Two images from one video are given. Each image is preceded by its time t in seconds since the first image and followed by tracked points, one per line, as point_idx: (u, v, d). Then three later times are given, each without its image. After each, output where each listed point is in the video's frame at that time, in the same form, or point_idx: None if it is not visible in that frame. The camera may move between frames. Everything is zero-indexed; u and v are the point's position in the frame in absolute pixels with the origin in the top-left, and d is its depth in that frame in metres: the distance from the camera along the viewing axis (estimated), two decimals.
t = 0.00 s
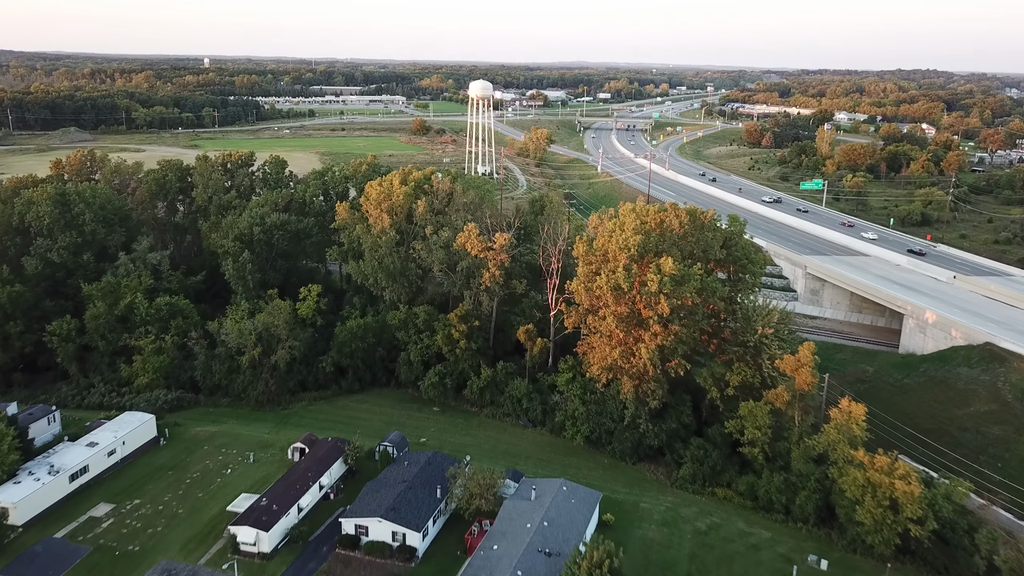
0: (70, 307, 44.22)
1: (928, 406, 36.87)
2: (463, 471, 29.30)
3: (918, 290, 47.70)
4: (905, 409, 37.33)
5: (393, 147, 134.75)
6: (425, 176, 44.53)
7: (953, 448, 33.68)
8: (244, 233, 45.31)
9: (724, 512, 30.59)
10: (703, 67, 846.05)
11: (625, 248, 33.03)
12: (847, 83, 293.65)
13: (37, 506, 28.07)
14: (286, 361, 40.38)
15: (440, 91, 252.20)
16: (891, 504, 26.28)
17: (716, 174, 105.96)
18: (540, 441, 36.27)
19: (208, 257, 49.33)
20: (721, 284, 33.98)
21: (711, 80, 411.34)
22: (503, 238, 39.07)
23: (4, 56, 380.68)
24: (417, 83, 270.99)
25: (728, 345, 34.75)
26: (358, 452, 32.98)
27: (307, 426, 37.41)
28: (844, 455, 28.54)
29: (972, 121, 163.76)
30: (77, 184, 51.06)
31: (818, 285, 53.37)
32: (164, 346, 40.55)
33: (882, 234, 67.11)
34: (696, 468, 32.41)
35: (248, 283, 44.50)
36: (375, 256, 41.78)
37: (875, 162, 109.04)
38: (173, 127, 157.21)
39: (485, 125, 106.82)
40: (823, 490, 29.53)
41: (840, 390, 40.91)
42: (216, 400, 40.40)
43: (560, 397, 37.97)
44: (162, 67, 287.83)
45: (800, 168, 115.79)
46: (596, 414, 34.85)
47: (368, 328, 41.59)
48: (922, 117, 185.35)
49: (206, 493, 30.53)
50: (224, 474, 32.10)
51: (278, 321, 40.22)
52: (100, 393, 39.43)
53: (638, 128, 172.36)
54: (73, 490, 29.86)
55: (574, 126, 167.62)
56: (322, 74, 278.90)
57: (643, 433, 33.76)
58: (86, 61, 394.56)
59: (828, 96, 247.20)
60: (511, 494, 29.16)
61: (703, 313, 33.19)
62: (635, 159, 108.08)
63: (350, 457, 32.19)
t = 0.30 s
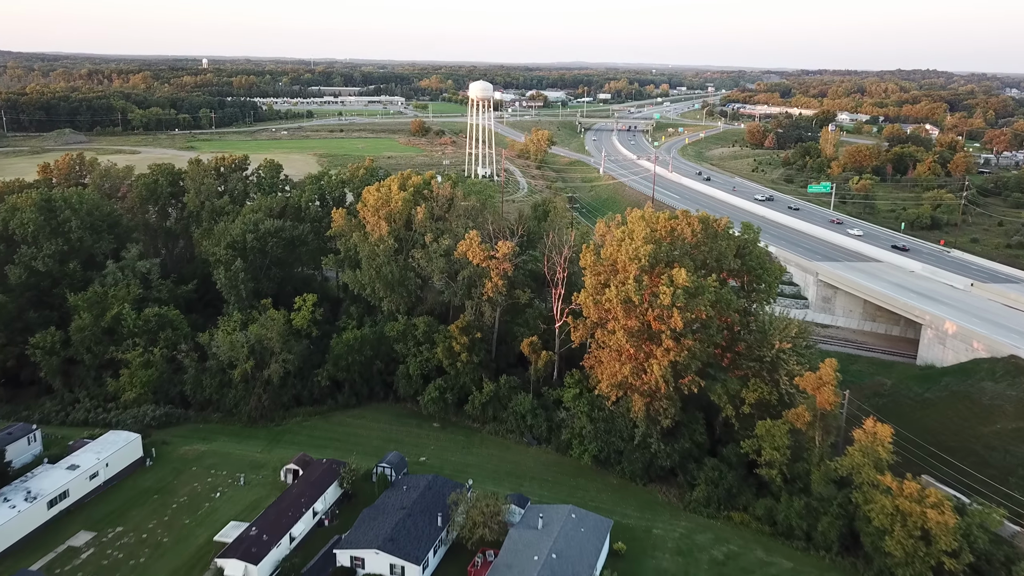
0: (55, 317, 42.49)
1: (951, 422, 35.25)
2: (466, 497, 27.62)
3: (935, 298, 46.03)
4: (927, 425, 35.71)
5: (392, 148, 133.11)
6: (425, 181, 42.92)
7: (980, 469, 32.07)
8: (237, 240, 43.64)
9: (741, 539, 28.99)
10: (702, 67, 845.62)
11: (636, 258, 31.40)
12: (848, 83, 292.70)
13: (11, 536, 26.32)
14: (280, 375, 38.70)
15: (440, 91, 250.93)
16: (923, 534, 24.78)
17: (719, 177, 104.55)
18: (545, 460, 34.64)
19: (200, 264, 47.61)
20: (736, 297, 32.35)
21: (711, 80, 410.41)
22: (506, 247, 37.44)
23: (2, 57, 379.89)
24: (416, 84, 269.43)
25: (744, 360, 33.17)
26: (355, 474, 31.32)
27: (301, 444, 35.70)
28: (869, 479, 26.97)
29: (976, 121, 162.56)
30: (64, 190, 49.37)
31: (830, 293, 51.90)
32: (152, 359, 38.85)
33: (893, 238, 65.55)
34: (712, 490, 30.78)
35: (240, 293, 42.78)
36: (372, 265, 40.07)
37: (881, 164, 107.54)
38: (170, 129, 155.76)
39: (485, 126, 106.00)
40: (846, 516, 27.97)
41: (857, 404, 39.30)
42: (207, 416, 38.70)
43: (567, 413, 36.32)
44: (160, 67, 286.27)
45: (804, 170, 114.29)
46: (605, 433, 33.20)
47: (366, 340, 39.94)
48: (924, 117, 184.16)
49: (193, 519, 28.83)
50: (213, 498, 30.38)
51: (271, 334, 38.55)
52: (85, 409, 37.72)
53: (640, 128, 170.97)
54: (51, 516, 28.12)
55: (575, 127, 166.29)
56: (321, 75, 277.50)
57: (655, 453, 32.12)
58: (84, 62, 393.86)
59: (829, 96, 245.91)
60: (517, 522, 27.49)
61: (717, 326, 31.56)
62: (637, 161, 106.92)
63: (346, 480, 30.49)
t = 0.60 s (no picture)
0: (39, 329, 40.80)
1: (977, 440, 33.57)
2: (468, 526, 25.96)
3: (953, 307, 44.38)
4: (952, 444, 34.04)
5: (391, 150, 131.52)
6: (424, 186, 41.26)
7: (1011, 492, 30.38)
8: (229, 248, 41.97)
9: (761, 569, 27.33)
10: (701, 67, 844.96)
11: (647, 270, 29.77)
12: (849, 83, 291.68)
13: None
14: (273, 391, 37.01)
15: (439, 91, 249.52)
16: (959, 569, 23.11)
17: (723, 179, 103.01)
18: (552, 481, 32.98)
19: (191, 273, 45.92)
20: (753, 310, 30.71)
21: (711, 80, 409.22)
22: (509, 256, 35.78)
23: (2, 57, 383.62)
24: (415, 85, 267.77)
25: (760, 376, 31.55)
26: (351, 499, 29.62)
27: (295, 464, 34.00)
28: (899, 508, 25.29)
29: (979, 121, 161.22)
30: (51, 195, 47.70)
31: (843, 301, 50.19)
32: (139, 374, 37.16)
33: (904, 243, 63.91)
34: (728, 516, 29.09)
35: (232, 303, 41.09)
36: (369, 274, 38.40)
37: (888, 166, 105.90)
38: (167, 130, 154.36)
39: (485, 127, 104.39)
40: (874, 546, 26.29)
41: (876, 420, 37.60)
42: (197, 433, 37.00)
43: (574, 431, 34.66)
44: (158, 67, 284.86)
45: (809, 172, 112.69)
46: (614, 453, 31.55)
47: (363, 353, 38.25)
48: (927, 117, 182.82)
49: (179, 549, 27.14)
50: (200, 524, 28.68)
51: (264, 347, 36.89)
52: (69, 427, 36.02)
53: (641, 130, 169.30)
54: (28, 546, 26.43)
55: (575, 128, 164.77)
56: (320, 75, 276.08)
57: (668, 475, 30.46)
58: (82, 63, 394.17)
59: (831, 96, 244.26)
60: (524, 552, 25.78)
61: (733, 342, 29.91)
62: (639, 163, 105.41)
63: (341, 506, 28.81)
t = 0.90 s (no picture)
0: (22, 341, 39.11)
1: (1006, 461, 31.85)
2: (471, 559, 24.24)
3: (973, 317, 42.70)
4: (979, 464, 32.33)
5: (390, 151, 129.88)
6: (424, 192, 39.60)
7: None
8: (221, 256, 40.29)
9: None
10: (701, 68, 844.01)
11: (661, 283, 28.11)
12: (851, 83, 290.36)
13: None
14: (266, 408, 35.29)
15: (438, 92, 248.02)
16: None
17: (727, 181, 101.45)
18: (558, 504, 31.28)
19: (182, 281, 44.24)
20: (772, 325, 29.03)
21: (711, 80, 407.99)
22: (513, 266, 34.10)
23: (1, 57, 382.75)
24: (415, 85, 266.25)
25: (778, 393, 29.91)
26: (346, 526, 27.86)
27: (288, 486, 32.27)
28: (933, 542, 23.51)
29: (984, 122, 159.76)
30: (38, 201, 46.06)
31: (857, 309, 48.51)
32: (125, 390, 35.48)
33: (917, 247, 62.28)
34: (747, 545, 27.37)
35: (224, 314, 39.37)
36: (366, 284, 36.71)
37: (894, 167, 104.25)
38: (164, 132, 153.05)
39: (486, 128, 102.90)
40: None
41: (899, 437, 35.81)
42: (185, 451, 35.27)
43: (581, 450, 32.99)
44: (157, 68, 284.40)
45: (814, 173, 111.08)
46: (625, 476, 29.88)
47: (360, 367, 36.53)
48: (930, 118, 181.28)
49: None
50: (186, 554, 26.95)
51: (256, 362, 35.22)
52: (51, 445, 34.33)
53: (642, 130, 167.65)
54: None
55: (576, 129, 163.19)
56: (319, 75, 274.66)
57: (682, 499, 28.78)
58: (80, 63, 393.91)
59: (833, 96, 242.86)
60: None
61: (752, 359, 28.22)
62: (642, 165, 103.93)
63: (335, 534, 27.03)
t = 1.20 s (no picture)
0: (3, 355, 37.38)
1: None
2: None
3: (994, 327, 41.12)
4: (1009, 487, 30.66)
5: (389, 152, 128.35)
6: (423, 198, 37.91)
7: None
8: (212, 266, 38.61)
9: None
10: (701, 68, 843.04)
11: (676, 297, 26.46)
12: (852, 83, 288.94)
13: None
14: (257, 426, 33.59)
15: (437, 92, 246.50)
16: None
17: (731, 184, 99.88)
18: (566, 530, 29.62)
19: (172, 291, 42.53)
20: (793, 342, 27.34)
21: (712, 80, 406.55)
22: (517, 277, 32.40)
23: None
24: (414, 85, 264.61)
25: (799, 414, 28.33)
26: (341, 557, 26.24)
27: (280, 510, 30.56)
28: None
29: (988, 123, 158.27)
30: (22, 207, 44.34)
31: (872, 318, 46.87)
32: (110, 407, 33.77)
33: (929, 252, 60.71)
34: None
35: (215, 326, 37.63)
36: (363, 296, 35.02)
37: (900, 169, 102.66)
38: (160, 133, 151.55)
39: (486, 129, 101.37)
40: None
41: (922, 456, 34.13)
42: (173, 471, 33.55)
43: (590, 472, 31.35)
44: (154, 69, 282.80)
45: (819, 175, 109.51)
46: (636, 501, 28.25)
47: (356, 382, 34.86)
48: (933, 118, 179.73)
49: None
50: None
51: (247, 378, 33.54)
52: (31, 466, 32.60)
53: (644, 131, 165.91)
54: None
55: (577, 130, 161.63)
56: (318, 76, 273.36)
57: (698, 527, 27.16)
58: (77, 63, 397.83)
59: (835, 96, 241.46)
60: None
61: (773, 379, 26.55)
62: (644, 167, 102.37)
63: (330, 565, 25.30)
